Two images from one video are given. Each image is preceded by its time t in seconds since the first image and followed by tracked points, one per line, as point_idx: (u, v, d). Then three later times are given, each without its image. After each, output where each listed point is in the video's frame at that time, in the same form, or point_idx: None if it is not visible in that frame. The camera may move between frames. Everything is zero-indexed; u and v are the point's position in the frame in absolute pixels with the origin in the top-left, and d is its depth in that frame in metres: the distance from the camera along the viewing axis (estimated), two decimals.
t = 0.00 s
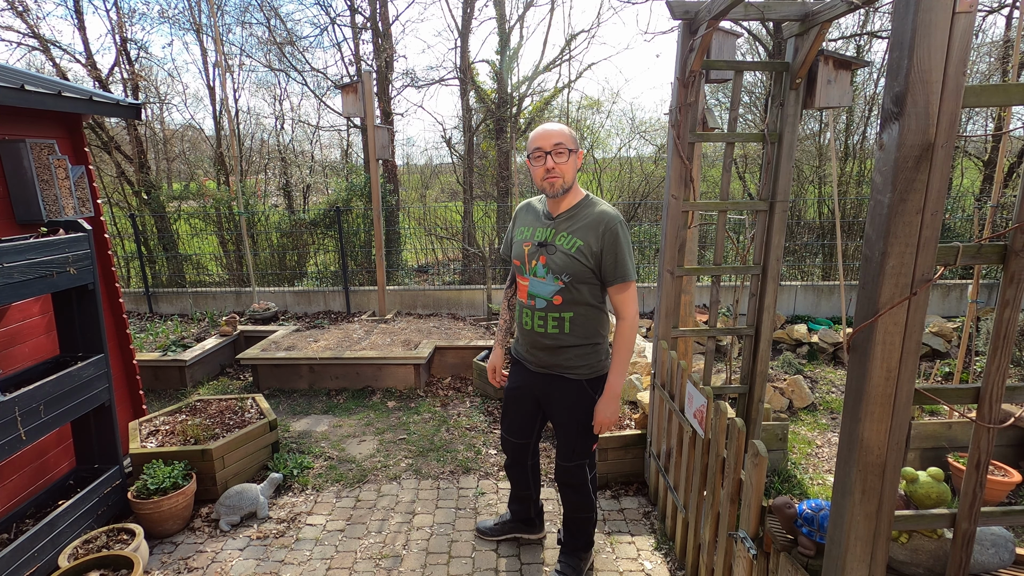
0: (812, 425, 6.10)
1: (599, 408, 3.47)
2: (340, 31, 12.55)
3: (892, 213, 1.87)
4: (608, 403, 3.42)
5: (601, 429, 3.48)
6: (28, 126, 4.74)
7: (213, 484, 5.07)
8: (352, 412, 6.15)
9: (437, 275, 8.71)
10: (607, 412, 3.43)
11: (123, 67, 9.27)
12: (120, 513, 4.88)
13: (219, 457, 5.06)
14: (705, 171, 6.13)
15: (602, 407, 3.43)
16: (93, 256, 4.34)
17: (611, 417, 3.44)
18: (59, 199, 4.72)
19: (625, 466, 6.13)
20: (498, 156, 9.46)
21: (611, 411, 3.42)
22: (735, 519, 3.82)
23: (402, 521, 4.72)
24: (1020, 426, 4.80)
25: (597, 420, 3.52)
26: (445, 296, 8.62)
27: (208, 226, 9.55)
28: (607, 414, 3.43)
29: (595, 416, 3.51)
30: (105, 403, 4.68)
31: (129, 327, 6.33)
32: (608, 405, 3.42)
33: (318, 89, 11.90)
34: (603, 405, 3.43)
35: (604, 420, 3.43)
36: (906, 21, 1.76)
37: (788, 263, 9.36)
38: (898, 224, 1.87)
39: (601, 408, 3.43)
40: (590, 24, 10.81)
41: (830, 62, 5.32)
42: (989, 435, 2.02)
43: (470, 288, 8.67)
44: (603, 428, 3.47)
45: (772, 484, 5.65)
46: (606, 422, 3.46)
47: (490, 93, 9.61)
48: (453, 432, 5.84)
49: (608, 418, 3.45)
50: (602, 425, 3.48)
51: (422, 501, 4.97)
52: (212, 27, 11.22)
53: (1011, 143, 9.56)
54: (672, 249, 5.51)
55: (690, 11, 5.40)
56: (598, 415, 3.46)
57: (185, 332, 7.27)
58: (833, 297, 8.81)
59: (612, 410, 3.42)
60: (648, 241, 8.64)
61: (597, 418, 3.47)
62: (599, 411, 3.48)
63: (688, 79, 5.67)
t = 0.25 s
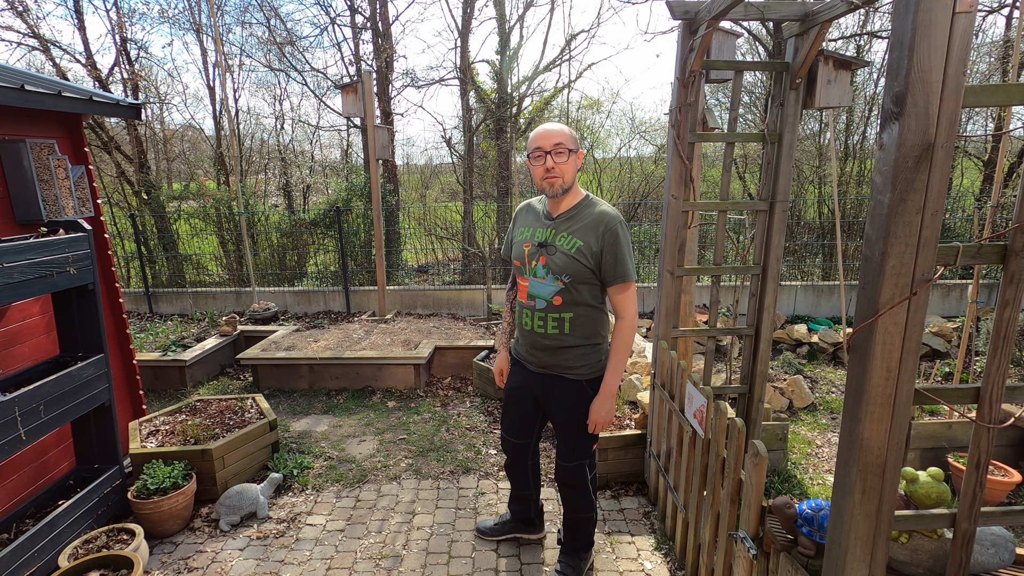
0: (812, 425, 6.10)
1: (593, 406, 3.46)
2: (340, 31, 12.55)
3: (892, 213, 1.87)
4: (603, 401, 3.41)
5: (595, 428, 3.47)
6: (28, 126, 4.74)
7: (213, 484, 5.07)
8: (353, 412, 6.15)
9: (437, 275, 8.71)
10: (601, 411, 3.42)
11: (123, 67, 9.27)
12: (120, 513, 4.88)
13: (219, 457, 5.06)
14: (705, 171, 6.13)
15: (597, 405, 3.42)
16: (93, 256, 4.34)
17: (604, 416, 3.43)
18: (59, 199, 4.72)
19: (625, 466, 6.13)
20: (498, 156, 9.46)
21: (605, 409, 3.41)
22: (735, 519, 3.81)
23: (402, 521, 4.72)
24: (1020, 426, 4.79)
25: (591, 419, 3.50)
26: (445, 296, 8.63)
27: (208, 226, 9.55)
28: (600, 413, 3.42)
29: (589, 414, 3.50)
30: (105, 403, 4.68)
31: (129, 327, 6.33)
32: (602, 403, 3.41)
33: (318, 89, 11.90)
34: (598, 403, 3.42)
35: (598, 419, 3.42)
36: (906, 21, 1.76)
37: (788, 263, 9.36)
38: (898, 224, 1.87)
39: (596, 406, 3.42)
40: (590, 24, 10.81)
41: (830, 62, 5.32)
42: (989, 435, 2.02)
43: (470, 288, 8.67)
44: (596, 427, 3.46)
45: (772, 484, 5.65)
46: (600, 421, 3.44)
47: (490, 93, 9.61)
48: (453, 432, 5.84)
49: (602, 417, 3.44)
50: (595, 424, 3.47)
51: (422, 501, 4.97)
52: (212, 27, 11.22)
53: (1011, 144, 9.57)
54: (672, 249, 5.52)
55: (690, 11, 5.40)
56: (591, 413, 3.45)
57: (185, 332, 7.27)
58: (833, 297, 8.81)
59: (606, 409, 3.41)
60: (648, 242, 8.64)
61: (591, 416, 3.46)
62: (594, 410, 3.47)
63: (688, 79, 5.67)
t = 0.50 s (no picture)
0: (812, 425, 6.10)
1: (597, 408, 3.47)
2: (340, 31, 12.54)
3: (892, 213, 1.87)
4: (607, 404, 3.42)
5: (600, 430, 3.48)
6: (28, 126, 4.74)
7: (213, 484, 5.07)
8: (352, 412, 6.15)
9: (437, 274, 8.71)
10: (605, 413, 3.43)
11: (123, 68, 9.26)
12: (120, 513, 4.88)
13: (219, 457, 5.06)
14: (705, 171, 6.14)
15: (601, 408, 3.43)
16: (93, 256, 4.34)
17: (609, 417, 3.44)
18: (59, 199, 4.72)
19: (625, 466, 6.13)
20: (498, 156, 9.47)
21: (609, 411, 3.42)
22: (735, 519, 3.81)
23: (402, 521, 4.73)
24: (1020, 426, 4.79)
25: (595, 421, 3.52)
26: (445, 296, 8.62)
27: (208, 226, 9.54)
28: (605, 415, 3.43)
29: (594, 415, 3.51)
30: (105, 403, 4.68)
31: (129, 327, 6.33)
32: (605, 405, 3.42)
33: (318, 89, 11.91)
34: (602, 405, 3.43)
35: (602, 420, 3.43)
36: (906, 20, 1.75)
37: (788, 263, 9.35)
38: (898, 224, 1.87)
39: (600, 409, 3.43)
40: (590, 24, 10.81)
41: (830, 62, 5.32)
42: (989, 435, 2.02)
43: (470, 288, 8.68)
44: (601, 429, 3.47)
45: (772, 484, 5.65)
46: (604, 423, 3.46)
47: (490, 93, 9.62)
48: (453, 432, 5.84)
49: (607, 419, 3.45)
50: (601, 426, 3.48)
51: (422, 501, 4.97)
52: (212, 27, 11.22)
53: (1011, 144, 9.57)
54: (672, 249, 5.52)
55: (690, 11, 5.40)
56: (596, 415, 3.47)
57: (185, 332, 7.27)
58: (833, 297, 8.81)
59: (610, 411, 3.42)
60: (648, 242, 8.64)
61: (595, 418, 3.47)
62: (598, 412, 3.48)
63: (688, 79, 5.68)
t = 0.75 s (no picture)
0: (812, 425, 6.10)
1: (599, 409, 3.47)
2: (340, 31, 12.54)
3: (892, 213, 1.87)
4: (609, 405, 3.42)
5: (601, 430, 3.49)
6: (28, 126, 4.74)
7: (213, 484, 5.07)
8: (352, 412, 6.15)
9: (438, 274, 8.71)
10: (607, 414, 3.43)
11: (122, 67, 9.26)
12: (120, 513, 4.88)
13: (219, 456, 5.06)
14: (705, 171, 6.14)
15: (603, 408, 3.43)
16: (93, 256, 4.34)
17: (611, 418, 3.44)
18: (59, 199, 4.72)
19: (625, 466, 6.13)
20: (498, 156, 9.47)
21: (610, 412, 3.43)
22: (735, 518, 3.81)
23: (402, 521, 4.73)
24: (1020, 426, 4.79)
25: (597, 421, 3.52)
26: (446, 296, 8.62)
27: (208, 226, 9.53)
28: (607, 416, 3.43)
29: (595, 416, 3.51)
30: (106, 403, 4.68)
31: (129, 327, 6.34)
32: (607, 406, 3.42)
33: (318, 89, 11.92)
34: (603, 406, 3.43)
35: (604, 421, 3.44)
36: (906, 21, 1.76)
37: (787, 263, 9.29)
38: (898, 225, 1.87)
39: (602, 409, 3.43)
40: (590, 24, 10.84)
41: (830, 62, 5.32)
42: (989, 435, 2.02)
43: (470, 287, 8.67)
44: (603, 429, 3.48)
45: (772, 485, 5.65)
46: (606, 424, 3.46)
47: (490, 93, 9.61)
48: (453, 432, 5.84)
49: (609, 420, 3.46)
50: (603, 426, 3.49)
51: (422, 501, 4.97)
52: (212, 27, 11.23)
53: (1011, 144, 9.57)
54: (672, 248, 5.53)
55: (690, 11, 5.40)
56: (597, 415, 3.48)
57: (185, 332, 7.27)
58: (833, 297, 8.77)
59: (612, 412, 3.42)
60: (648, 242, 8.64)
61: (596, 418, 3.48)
62: (599, 412, 3.48)
63: (688, 80, 5.68)
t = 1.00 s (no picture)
0: (845, 441, 5.49)
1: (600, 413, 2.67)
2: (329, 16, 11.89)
3: (934, 204, 1.63)
4: (614, 409, 2.63)
5: (597, 445, 2.68)
6: None
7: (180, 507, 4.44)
8: (334, 426, 5.51)
9: (429, 275, 8.11)
10: (610, 419, 2.63)
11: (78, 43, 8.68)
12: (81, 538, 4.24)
13: (187, 475, 4.43)
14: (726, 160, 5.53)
15: (605, 411, 2.65)
16: (48, 252, 3.72)
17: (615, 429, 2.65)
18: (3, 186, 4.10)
19: (637, 486, 5.51)
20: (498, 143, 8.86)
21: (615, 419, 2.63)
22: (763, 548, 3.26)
23: (390, 548, 4.11)
24: None
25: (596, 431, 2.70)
26: (438, 297, 8.06)
27: (173, 220, 8.92)
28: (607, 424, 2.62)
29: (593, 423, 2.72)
30: (62, 416, 4.05)
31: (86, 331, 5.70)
32: (610, 411, 2.63)
33: (297, 67, 11.27)
34: (608, 408, 2.64)
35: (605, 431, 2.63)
36: None
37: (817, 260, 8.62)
38: (942, 217, 1.63)
39: (603, 413, 2.64)
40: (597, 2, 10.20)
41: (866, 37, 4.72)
42: None
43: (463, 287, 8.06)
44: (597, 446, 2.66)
45: (804, 506, 5.04)
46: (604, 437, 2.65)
47: (488, 73, 8.98)
48: (446, 448, 5.21)
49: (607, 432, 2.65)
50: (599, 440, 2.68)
51: (412, 525, 4.35)
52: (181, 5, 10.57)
53: None
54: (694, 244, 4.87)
55: None
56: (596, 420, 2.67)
57: (149, 337, 6.62)
58: (870, 298, 8.11)
59: (616, 420, 2.62)
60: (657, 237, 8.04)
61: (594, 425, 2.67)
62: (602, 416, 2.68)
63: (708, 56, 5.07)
